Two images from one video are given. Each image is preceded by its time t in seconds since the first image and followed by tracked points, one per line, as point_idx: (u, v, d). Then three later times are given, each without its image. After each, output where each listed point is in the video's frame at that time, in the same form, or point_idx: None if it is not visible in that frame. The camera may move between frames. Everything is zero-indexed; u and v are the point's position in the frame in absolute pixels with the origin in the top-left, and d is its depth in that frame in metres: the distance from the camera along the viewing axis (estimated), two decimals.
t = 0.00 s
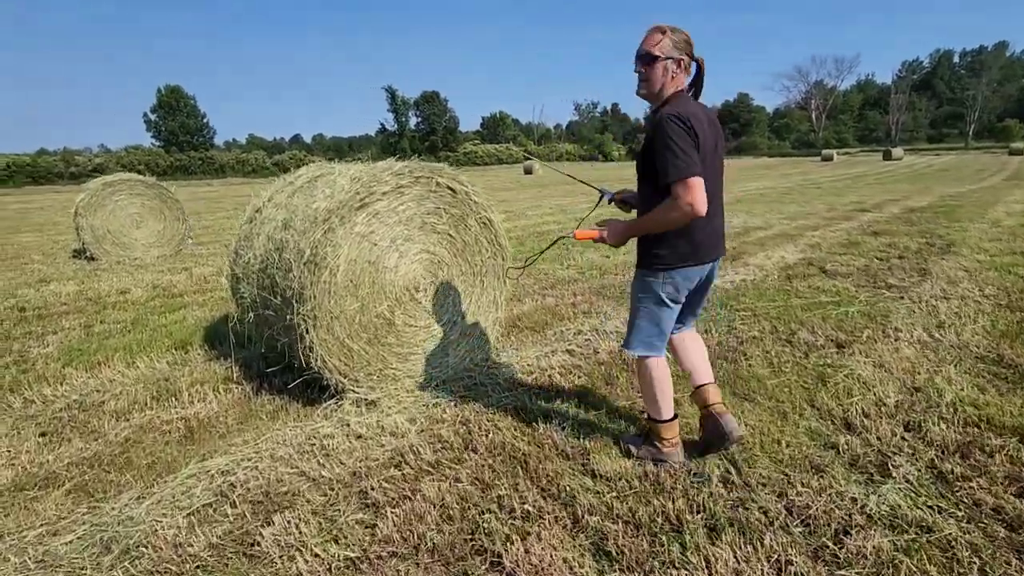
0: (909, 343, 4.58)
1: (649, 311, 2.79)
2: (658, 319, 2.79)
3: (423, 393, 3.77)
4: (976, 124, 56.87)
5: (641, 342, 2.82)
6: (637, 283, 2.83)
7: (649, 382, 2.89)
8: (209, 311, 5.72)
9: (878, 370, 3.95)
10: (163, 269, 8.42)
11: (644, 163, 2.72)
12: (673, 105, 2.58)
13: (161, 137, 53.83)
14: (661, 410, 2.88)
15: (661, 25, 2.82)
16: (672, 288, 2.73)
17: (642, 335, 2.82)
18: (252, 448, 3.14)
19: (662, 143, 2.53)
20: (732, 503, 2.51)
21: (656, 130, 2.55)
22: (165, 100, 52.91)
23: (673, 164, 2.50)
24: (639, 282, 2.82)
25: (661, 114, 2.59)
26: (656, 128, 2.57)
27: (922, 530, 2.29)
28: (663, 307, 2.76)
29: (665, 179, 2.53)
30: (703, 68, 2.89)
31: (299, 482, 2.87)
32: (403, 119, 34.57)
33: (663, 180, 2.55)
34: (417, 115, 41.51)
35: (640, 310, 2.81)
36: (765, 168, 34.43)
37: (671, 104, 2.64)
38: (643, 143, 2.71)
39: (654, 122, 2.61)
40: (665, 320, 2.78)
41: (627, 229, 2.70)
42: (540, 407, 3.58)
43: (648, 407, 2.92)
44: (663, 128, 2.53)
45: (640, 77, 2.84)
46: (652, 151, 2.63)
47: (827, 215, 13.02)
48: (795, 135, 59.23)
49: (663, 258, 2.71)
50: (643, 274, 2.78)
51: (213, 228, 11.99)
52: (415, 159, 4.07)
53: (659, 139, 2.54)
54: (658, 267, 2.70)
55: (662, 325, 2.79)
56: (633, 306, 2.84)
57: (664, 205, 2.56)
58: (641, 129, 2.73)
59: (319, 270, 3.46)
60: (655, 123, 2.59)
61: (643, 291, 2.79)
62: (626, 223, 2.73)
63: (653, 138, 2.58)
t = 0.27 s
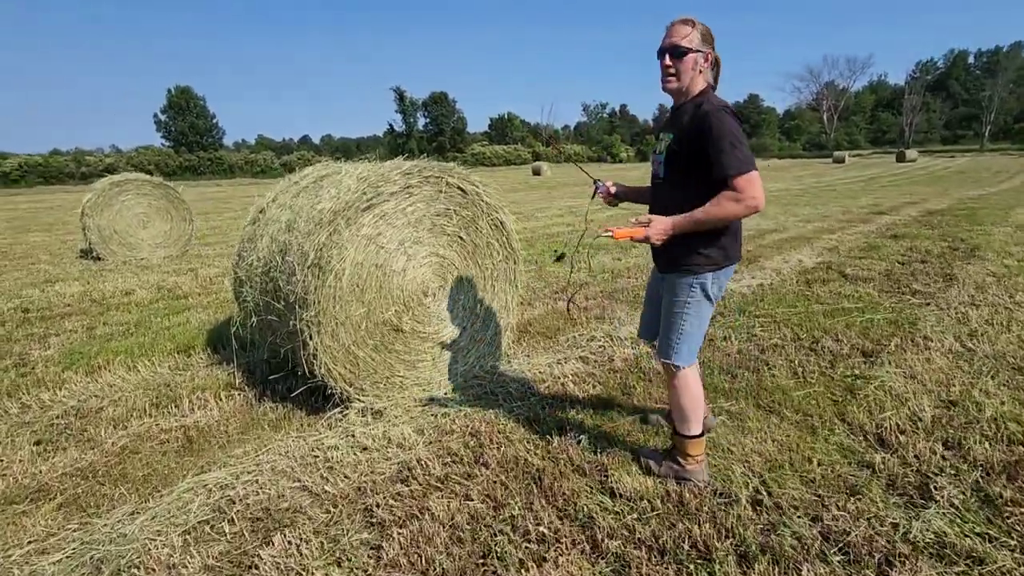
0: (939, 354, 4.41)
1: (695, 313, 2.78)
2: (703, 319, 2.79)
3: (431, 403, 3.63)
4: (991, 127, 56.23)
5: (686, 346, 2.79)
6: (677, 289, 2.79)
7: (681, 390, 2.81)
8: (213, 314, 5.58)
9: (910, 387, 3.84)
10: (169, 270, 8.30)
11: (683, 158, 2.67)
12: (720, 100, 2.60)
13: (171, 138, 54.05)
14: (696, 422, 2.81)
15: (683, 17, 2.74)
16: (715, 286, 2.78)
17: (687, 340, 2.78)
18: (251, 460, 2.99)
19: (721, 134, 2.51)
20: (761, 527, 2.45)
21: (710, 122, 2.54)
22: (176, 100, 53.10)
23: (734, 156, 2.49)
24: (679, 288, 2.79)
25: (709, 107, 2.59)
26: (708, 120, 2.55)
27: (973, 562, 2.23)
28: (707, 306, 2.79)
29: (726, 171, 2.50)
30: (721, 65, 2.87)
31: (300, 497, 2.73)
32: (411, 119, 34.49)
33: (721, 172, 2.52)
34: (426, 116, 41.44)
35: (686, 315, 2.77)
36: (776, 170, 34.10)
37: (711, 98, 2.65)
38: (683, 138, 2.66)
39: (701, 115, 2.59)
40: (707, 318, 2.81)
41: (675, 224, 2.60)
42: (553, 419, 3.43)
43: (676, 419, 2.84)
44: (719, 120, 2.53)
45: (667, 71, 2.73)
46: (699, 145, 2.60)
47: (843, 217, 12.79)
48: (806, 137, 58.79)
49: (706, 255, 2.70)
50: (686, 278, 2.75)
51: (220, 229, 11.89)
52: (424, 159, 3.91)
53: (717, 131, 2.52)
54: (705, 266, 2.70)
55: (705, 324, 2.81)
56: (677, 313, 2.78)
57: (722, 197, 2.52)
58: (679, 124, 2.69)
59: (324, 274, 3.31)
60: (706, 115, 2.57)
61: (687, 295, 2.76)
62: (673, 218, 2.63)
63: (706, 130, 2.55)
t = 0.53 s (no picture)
0: (958, 365, 4.27)
1: (703, 316, 2.73)
2: (708, 324, 2.76)
3: (433, 415, 3.49)
4: (996, 130, 55.96)
5: (691, 348, 2.73)
6: (686, 288, 2.73)
7: (677, 393, 2.76)
8: (210, 318, 5.44)
9: (930, 400, 3.71)
10: (167, 272, 8.17)
11: (710, 162, 2.58)
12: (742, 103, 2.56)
13: (174, 138, 54.05)
14: (695, 429, 2.76)
15: (691, 24, 2.68)
16: (723, 293, 2.76)
17: (694, 341, 2.73)
18: (243, 476, 2.86)
19: (757, 136, 2.47)
20: (781, 555, 2.43)
21: (742, 125, 2.49)
22: (179, 100, 53.10)
23: (771, 157, 2.48)
24: (690, 286, 2.72)
25: (735, 110, 2.54)
26: (739, 122, 2.50)
27: None
28: (713, 312, 2.76)
29: (765, 173, 2.48)
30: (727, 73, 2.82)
31: (294, 517, 2.60)
32: (414, 120, 34.38)
33: (760, 174, 2.49)
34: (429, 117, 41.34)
35: (695, 315, 2.71)
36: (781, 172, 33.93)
37: (730, 102, 2.60)
38: (708, 141, 2.57)
39: (728, 117, 2.53)
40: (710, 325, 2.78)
41: (719, 229, 2.52)
42: (559, 433, 3.30)
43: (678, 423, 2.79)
44: (751, 122, 2.49)
45: (678, 76, 2.64)
46: (729, 148, 2.54)
47: (851, 222, 12.62)
48: (810, 139, 58.57)
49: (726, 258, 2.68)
50: (700, 278, 2.70)
51: (221, 230, 11.76)
52: (426, 161, 3.76)
53: (752, 133, 2.47)
54: (718, 270, 2.68)
55: (707, 329, 2.77)
56: (688, 311, 2.71)
57: (761, 199, 2.49)
58: (702, 127, 2.60)
59: (322, 281, 3.18)
60: (735, 118, 2.52)
61: (699, 296, 2.71)
62: (714, 224, 2.54)
63: (739, 132, 2.49)
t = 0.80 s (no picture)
0: (966, 369, 4.21)
1: (711, 323, 2.71)
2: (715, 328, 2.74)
3: (433, 421, 3.41)
4: (993, 132, 56.07)
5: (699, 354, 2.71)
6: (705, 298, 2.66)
7: (684, 394, 2.76)
8: (205, 320, 5.34)
9: (940, 406, 3.64)
10: (163, 272, 8.06)
11: (721, 165, 2.52)
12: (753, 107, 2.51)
13: (171, 137, 53.84)
14: (701, 429, 2.80)
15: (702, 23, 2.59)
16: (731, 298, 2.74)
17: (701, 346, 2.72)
18: (239, 485, 2.77)
19: (770, 142, 2.42)
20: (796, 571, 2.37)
21: (756, 129, 2.43)
22: (176, 99, 52.91)
23: (782, 164, 2.43)
24: (700, 293, 2.67)
25: (747, 113, 2.48)
26: (752, 126, 2.44)
27: None
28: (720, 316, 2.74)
29: (777, 179, 2.43)
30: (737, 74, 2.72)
31: (291, 528, 2.51)
32: (412, 120, 34.28)
33: (771, 180, 2.44)
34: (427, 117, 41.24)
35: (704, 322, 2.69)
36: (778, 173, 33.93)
37: (740, 104, 2.54)
38: (720, 144, 2.50)
39: (741, 121, 2.47)
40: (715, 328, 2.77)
41: (730, 236, 2.48)
42: (563, 440, 3.22)
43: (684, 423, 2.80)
44: (764, 127, 2.44)
45: (687, 76, 2.55)
46: (741, 152, 2.48)
47: (851, 223, 12.56)
48: (808, 140, 58.63)
49: (734, 263, 2.64)
50: (711, 285, 2.65)
51: (217, 230, 11.64)
52: (427, 160, 3.67)
53: (765, 138, 2.42)
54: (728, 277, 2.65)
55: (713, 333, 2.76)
56: (699, 319, 2.67)
57: (772, 205, 2.44)
58: (713, 130, 2.52)
59: (320, 283, 3.10)
60: (748, 121, 2.46)
61: (710, 303, 2.67)
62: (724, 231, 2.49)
63: (752, 137, 2.44)
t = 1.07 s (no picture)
0: (966, 373, 4.21)
1: (710, 333, 2.66)
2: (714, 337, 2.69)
3: (434, 427, 3.37)
4: (984, 135, 56.46)
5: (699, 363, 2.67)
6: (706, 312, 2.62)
7: (683, 404, 2.74)
8: (201, 323, 5.29)
9: (941, 411, 3.63)
10: (157, 274, 7.99)
11: (721, 175, 2.47)
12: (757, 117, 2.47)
13: (164, 137, 53.56)
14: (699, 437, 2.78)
15: (708, 26, 2.56)
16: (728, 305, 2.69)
17: (700, 356, 2.67)
18: (238, 493, 2.72)
19: (772, 154, 2.38)
20: None
21: (758, 139, 2.39)
22: (169, 99, 52.66)
23: (782, 177, 2.39)
24: (698, 303, 2.62)
25: (750, 123, 2.44)
26: (755, 136, 2.40)
27: None
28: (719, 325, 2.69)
29: (777, 192, 2.39)
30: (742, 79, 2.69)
31: (293, 538, 2.47)
32: (406, 121, 34.22)
33: (770, 193, 2.40)
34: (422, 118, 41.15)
35: (702, 333, 2.64)
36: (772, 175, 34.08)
37: (743, 113, 2.50)
38: (721, 153, 2.46)
39: (744, 130, 2.43)
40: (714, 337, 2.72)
41: (727, 244, 2.41)
42: (566, 446, 3.19)
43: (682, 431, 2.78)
44: (767, 138, 2.40)
45: (691, 80, 2.51)
46: (742, 162, 2.44)
47: (846, 225, 12.59)
48: (801, 142, 58.90)
49: (730, 275, 2.59)
50: (708, 294, 2.60)
51: (212, 231, 11.56)
52: (428, 164, 3.63)
53: (767, 149, 2.38)
54: (725, 285, 2.60)
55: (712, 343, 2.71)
56: (697, 330, 2.63)
57: (770, 217, 2.40)
58: (714, 137, 2.48)
59: (320, 288, 3.06)
60: (750, 131, 2.42)
61: (706, 313, 2.62)
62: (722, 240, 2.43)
63: (753, 147, 2.40)
